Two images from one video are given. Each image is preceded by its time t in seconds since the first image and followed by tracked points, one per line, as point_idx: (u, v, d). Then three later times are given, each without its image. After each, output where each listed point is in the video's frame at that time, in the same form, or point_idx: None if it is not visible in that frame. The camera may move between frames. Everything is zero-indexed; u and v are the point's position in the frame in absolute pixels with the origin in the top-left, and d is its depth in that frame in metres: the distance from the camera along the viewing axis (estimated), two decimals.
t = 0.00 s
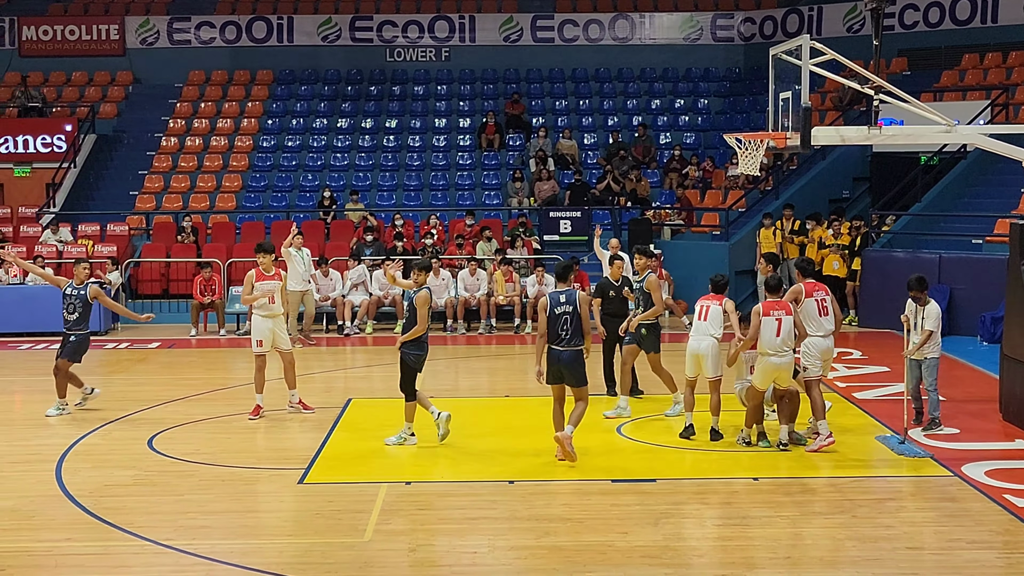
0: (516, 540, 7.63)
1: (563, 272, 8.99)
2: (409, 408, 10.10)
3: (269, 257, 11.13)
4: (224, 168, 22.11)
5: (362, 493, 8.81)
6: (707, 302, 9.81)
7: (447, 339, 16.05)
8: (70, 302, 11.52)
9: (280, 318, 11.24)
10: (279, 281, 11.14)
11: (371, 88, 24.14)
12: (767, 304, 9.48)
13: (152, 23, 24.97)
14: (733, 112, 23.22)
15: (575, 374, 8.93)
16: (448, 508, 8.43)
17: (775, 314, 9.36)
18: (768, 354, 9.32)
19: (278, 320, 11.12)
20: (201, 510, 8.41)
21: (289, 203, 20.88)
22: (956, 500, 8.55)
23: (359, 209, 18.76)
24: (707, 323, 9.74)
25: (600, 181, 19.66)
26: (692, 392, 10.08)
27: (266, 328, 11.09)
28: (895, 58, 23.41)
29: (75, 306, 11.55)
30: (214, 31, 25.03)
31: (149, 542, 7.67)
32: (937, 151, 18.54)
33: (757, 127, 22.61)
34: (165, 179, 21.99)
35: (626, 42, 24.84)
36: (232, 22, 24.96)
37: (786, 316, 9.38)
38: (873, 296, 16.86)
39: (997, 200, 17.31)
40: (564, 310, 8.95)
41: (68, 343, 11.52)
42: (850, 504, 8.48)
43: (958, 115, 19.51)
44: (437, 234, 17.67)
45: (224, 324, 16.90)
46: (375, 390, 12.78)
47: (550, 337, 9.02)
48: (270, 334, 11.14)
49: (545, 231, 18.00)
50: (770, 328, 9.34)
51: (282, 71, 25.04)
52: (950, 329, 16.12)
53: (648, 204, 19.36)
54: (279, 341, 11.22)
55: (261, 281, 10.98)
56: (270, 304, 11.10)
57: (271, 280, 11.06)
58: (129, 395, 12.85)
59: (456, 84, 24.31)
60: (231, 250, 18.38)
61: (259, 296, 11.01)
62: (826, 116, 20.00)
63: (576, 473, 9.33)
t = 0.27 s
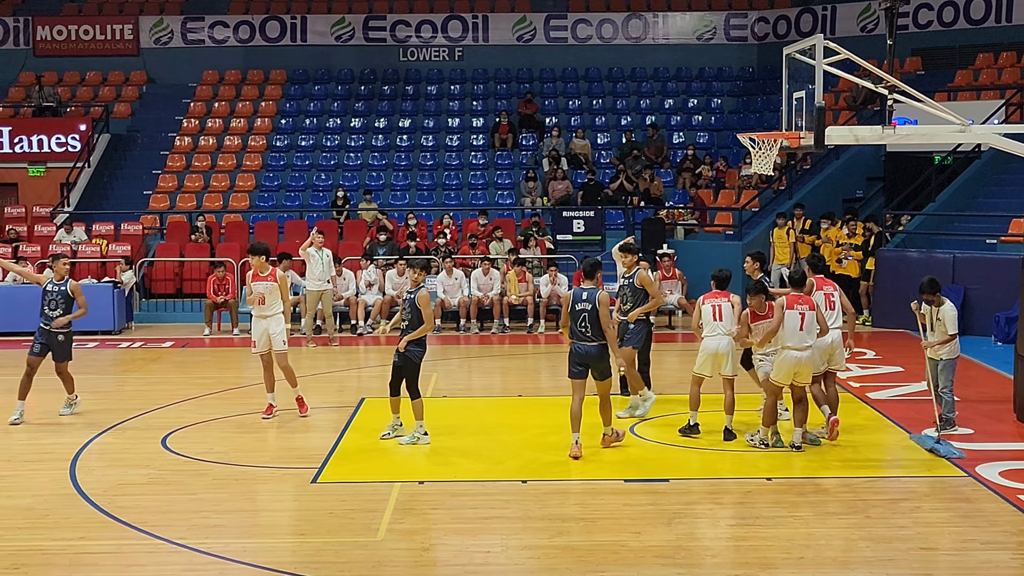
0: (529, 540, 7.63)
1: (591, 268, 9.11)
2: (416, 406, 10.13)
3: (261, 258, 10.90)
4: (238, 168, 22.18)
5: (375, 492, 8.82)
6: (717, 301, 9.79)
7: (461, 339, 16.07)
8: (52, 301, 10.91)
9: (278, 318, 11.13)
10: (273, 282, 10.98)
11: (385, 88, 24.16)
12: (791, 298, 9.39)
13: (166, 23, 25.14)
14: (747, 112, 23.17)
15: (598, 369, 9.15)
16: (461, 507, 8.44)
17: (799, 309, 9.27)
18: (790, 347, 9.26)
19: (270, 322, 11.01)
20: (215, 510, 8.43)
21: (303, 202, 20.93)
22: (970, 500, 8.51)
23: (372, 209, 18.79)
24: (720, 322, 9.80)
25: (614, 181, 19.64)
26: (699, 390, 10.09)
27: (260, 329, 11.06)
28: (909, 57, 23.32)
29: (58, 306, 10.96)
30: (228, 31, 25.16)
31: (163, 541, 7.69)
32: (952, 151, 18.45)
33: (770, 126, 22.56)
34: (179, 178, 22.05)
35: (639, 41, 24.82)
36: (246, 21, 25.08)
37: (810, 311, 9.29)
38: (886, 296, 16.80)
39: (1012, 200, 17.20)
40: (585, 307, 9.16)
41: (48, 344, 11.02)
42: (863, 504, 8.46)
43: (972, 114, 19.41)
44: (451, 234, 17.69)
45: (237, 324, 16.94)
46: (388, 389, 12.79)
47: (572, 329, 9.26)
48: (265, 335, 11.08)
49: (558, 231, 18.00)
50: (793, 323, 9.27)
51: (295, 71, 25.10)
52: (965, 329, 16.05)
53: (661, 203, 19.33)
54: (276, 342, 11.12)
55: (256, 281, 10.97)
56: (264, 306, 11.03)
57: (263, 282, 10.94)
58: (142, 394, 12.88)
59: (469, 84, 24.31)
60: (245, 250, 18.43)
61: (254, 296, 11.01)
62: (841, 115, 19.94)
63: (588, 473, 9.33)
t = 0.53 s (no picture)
0: (537, 541, 7.63)
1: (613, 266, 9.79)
2: (422, 407, 10.09)
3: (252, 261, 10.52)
4: (246, 168, 22.22)
5: (383, 493, 8.82)
6: (711, 303, 9.83)
7: (469, 340, 16.08)
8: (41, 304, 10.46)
9: (271, 322, 10.69)
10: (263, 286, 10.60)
11: (393, 89, 24.19)
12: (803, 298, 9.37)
13: (176, 23, 25.18)
14: (755, 113, 23.13)
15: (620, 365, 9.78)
16: (469, 508, 8.44)
17: (810, 309, 9.27)
18: (800, 346, 9.24)
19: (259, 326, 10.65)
20: (223, 510, 8.44)
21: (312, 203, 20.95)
22: (979, 502, 8.48)
23: (380, 210, 18.81)
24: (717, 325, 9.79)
25: (622, 182, 19.61)
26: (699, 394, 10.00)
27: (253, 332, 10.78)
28: (918, 58, 23.27)
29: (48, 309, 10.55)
30: (237, 32, 25.21)
31: (172, 542, 7.70)
32: (961, 152, 18.43)
33: (779, 128, 22.52)
34: (188, 179, 22.09)
35: (648, 42, 24.82)
36: (255, 23, 25.14)
37: (821, 313, 9.27)
38: (895, 298, 16.75)
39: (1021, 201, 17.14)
40: (609, 304, 9.73)
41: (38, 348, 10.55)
42: (872, 506, 8.44)
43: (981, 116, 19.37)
44: (459, 235, 17.70)
45: (246, 324, 16.96)
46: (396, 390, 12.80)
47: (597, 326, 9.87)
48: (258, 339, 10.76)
49: (567, 232, 17.99)
50: (802, 323, 9.28)
51: (304, 72, 25.14)
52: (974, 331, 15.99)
53: (670, 205, 19.31)
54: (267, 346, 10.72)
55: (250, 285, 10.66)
56: (258, 310, 10.72)
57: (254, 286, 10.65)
58: (151, 395, 12.91)
59: (477, 85, 24.33)
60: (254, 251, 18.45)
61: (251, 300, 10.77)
62: (850, 117, 19.91)
63: (596, 475, 9.32)
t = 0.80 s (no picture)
0: (543, 542, 7.63)
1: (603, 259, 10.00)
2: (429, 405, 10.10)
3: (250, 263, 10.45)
4: (253, 168, 22.26)
5: (389, 493, 8.83)
6: (703, 302, 9.98)
7: (475, 340, 16.08)
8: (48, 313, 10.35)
9: (263, 324, 10.61)
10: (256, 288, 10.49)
11: (400, 89, 24.19)
12: (809, 300, 9.30)
13: (183, 23, 25.25)
14: (762, 114, 23.11)
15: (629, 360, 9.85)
16: (475, 508, 8.44)
17: (814, 311, 9.17)
18: (806, 348, 9.18)
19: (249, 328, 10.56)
20: (229, 510, 8.46)
21: (318, 203, 20.97)
22: (985, 503, 8.47)
23: (386, 210, 18.83)
24: (708, 324, 9.94)
25: (628, 183, 19.59)
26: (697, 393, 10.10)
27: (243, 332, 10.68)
28: (925, 59, 23.22)
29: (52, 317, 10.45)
30: (244, 31, 25.26)
31: (177, 541, 7.71)
32: (968, 153, 18.40)
33: (785, 128, 22.50)
34: (194, 179, 22.12)
35: (654, 43, 24.80)
36: (262, 23, 25.18)
37: (825, 314, 9.15)
38: (902, 298, 16.74)
39: None
40: (622, 302, 9.83)
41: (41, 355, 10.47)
42: (878, 507, 8.43)
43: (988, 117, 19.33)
44: (465, 235, 17.71)
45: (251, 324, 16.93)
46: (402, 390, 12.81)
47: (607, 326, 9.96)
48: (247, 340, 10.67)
49: (573, 232, 17.99)
50: (807, 325, 9.20)
51: (310, 72, 25.18)
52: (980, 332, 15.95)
53: (676, 205, 19.30)
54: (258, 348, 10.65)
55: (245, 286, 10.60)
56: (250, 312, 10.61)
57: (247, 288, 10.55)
58: (157, 394, 12.92)
59: (484, 85, 24.35)
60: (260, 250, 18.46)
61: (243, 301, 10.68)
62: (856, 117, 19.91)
63: (601, 475, 9.32)
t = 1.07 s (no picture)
0: (546, 540, 7.62)
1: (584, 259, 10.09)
2: (433, 403, 10.08)
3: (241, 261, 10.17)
4: (257, 167, 22.26)
5: (392, 491, 8.83)
6: (697, 302, 10.02)
7: (478, 338, 16.08)
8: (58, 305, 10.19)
9: (254, 324, 10.29)
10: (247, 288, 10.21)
11: (403, 87, 24.18)
12: (823, 299, 9.02)
13: (187, 21, 25.25)
14: (766, 113, 23.08)
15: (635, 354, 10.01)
16: (478, 506, 8.44)
17: (829, 312, 8.89)
18: (818, 348, 8.99)
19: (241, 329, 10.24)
20: (232, 507, 8.46)
21: (322, 201, 20.97)
22: (989, 503, 8.45)
23: (390, 208, 18.83)
24: (703, 322, 10.04)
25: (632, 181, 19.57)
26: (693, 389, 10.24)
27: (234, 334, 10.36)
28: (929, 58, 23.18)
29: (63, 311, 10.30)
30: (248, 29, 25.26)
31: (180, 539, 7.71)
32: (972, 152, 18.36)
33: (790, 127, 22.46)
34: (198, 177, 22.12)
35: (658, 41, 24.78)
36: (266, 21, 25.18)
37: (841, 315, 8.88)
38: (906, 298, 16.72)
39: None
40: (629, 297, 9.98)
41: (56, 349, 10.28)
42: (882, 506, 8.41)
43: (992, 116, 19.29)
44: (469, 233, 17.69)
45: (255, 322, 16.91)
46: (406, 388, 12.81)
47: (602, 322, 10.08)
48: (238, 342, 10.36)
49: (577, 231, 17.99)
50: (821, 325, 8.93)
51: (314, 70, 25.18)
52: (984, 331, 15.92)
53: (680, 204, 19.28)
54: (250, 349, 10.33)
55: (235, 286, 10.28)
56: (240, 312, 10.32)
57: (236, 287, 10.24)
58: (160, 392, 12.93)
59: (488, 83, 24.34)
60: (264, 248, 18.46)
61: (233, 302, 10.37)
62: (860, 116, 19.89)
63: (605, 474, 9.31)
